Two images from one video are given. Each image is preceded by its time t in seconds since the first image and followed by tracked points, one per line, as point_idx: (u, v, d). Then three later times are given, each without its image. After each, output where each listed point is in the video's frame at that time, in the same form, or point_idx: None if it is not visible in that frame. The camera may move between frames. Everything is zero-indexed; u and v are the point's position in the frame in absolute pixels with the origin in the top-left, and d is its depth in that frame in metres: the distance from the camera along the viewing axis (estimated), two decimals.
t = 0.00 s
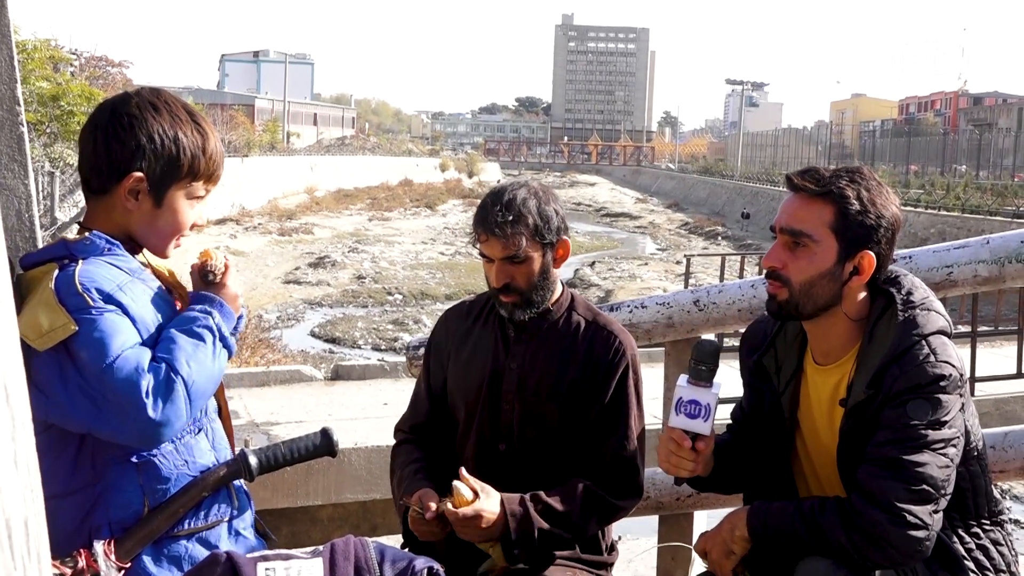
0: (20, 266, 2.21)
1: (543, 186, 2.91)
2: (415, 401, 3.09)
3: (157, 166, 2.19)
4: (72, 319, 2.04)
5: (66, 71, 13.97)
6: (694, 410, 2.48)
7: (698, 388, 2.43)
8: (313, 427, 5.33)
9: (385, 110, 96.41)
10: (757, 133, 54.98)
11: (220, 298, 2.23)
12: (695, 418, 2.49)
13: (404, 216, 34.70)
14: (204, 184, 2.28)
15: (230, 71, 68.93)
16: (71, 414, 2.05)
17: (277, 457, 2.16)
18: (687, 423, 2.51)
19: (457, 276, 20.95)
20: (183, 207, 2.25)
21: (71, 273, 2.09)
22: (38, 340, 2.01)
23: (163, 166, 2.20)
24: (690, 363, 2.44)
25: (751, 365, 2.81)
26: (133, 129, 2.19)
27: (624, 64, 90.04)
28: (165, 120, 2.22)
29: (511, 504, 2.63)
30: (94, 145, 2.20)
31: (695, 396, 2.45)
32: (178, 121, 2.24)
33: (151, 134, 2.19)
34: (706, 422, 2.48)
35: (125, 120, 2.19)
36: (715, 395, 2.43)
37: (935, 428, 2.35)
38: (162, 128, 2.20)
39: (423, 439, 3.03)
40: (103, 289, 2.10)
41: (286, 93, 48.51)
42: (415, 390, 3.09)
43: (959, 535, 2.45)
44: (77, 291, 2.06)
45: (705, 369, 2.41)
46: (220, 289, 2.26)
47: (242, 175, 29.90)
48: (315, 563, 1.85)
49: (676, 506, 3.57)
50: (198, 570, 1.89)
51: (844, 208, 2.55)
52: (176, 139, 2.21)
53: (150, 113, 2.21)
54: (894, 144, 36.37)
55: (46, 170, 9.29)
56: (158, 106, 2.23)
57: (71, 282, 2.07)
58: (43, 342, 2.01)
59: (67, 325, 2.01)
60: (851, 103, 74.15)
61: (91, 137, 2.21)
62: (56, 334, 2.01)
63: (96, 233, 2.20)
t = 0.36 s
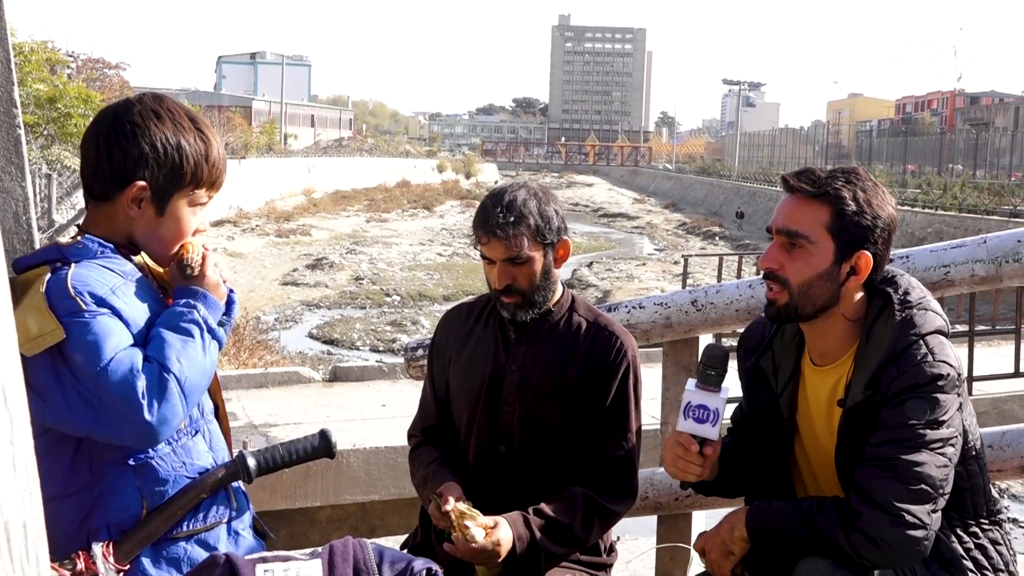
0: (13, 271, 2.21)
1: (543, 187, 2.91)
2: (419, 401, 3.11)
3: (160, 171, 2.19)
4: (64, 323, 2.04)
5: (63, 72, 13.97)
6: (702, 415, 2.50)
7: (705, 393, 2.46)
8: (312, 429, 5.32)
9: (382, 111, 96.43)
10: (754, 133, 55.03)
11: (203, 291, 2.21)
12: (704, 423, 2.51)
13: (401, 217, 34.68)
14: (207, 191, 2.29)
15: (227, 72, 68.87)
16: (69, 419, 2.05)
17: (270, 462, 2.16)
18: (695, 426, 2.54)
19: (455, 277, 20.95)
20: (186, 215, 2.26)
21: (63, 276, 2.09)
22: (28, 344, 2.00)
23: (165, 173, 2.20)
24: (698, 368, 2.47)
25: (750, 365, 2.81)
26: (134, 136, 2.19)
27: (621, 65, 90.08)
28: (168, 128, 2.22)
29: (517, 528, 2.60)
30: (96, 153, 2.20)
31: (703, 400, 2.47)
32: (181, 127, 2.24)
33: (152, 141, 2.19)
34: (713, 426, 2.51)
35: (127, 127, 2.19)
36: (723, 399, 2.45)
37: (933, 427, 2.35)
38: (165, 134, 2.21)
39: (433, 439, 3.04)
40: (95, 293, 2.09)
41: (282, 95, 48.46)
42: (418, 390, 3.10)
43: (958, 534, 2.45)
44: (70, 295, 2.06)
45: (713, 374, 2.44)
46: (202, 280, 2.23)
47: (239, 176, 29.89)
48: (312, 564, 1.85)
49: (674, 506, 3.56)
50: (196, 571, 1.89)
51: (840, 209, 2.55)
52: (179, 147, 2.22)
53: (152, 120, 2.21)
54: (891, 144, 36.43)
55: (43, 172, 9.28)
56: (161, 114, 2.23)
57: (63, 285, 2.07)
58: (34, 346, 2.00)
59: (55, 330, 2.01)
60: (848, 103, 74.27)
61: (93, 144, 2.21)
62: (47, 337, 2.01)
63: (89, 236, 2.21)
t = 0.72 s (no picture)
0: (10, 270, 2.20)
1: (544, 188, 2.92)
2: (419, 398, 3.11)
3: (158, 173, 2.19)
4: (62, 324, 2.04)
5: (61, 74, 13.97)
6: (695, 415, 2.50)
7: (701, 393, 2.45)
8: (311, 429, 5.33)
9: (380, 112, 96.40)
10: (752, 133, 55.12)
11: (207, 294, 2.23)
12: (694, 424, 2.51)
13: (399, 218, 34.69)
14: (204, 195, 2.29)
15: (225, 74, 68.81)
16: (68, 421, 2.05)
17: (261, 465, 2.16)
18: (688, 428, 2.52)
19: (454, 278, 20.99)
20: (183, 218, 2.26)
21: (62, 277, 2.09)
22: (25, 345, 2.00)
23: (163, 175, 2.20)
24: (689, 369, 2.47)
25: (747, 366, 2.81)
26: (131, 137, 2.19)
27: (619, 65, 90.22)
28: (166, 129, 2.22)
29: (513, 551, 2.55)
30: (95, 154, 2.20)
31: (695, 400, 2.47)
32: (179, 129, 2.24)
33: (150, 143, 2.19)
34: (707, 428, 2.50)
35: (125, 128, 2.20)
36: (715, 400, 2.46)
37: (930, 426, 2.36)
38: (163, 136, 2.21)
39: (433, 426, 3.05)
40: (93, 294, 2.10)
41: (280, 96, 48.48)
42: (418, 388, 3.11)
43: (954, 532, 2.46)
44: (68, 296, 2.06)
45: (705, 375, 2.44)
46: (214, 289, 2.25)
47: (237, 178, 29.89)
48: (312, 563, 1.85)
49: (672, 506, 3.57)
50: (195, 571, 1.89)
51: (835, 210, 2.56)
52: (177, 148, 2.22)
53: (151, 122, 2.21)
54: (889, 143, 36.49)
55: (41, 174, 9.29)
56: (160, 115, 2.23)
57: (61, 287, 2.07)
58: (31, 347, 2.00)
59: (53, 331, 2.01)
60: (846, 103, 74.45)
61: (91, 145, 2.21)
62: (44, 339, 2.01)
63: (87, 237, 2.21)
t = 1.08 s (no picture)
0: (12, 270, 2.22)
1: (544, 189, 2.92)
2: (417, 399, 3.11)
3: (155, 177, 2.20)
4: (64, 322, 2.05)
5: (59, 74, 13.98)
6: (536, 371, 2.27)
7: (531, 352, 2.22)
8: (310, 430, 5.33)
9: (378, 113, 96.42)
10: (750, 133, 55.15)
11: (221, 305, 2.27)
12: (542, 377, 2.29)
13: (398, 218, 34.68)
14: (199, 201, 2.29)
15: (223, 75, 68.80)
16: (69, 418, 2.06)
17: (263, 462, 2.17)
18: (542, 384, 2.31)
19: (453, 278, 21.00)
20: (178, 221, 2.26)
21: (63, 275, 2.10)
22: (27, 342, 2.00)
23: (161, 180, 2.20)
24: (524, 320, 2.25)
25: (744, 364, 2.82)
26: (129, 141, 2.20)
27: (618, 65, 90.26)
28: (163, 132, 2.22)
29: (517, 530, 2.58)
30: (93, 156, 2.21)
31: (526, 359, 2.24)
32: (176, 133, 2.24)
33: (148, 145, 2.20)
34: (559, 373, 2.28)
35: (124, 130, 2.21)
36: (547, 349, 2.22)
37: (929, 425, 2.37)
38: (160, 139, 2.21)
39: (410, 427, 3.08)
40: (95, 293, 2.10)
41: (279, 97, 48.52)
42: (414, 389, 3.11)
43: (953, 530, 2.46)
44: (69, 294, 2.07)
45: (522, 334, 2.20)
46: (224, 298, 2.30)
47: (236, 179, 29.90)
48: (313, 562, 1.86)
49: (672, 505, 3.56)
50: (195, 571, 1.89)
51: (836, 210, 2.56)
52: (173, 152, 2.22)
53: (148, 126, 2.22)
54: (888, 143, 36.51)
55: (41, 174, 9.30)
56: (158, 118, 2.24)
57: (62, 285, 2.08)
58: (32, 346, 2.00)
59: (54, 330, 2.02)
60: (845, 102, 74.51)
61: (90, 146, 2.22)
62: (46, 337, 2.01)
63: (88, 236, 2.22)
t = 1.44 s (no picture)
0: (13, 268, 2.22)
1: (527, 190, 2.94)
2: (409, 405, 3.11)
3: (166, 180, 2.21)
4: (69, 320, 2.04)
5: (57, 74, 13.96)
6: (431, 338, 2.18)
7: (419, 319, 2.13)
8: (309, 430, 5.33)
9: (377, 113, 96.35)
10: (749, 134, 55.19)
11: (204, 295, 2.22)
12: (443, 339, 2.19)
13: (396, 218, 34.65)
14: (210, 201, 2.31)
15: (221, 74, 68.63)
16: (70, 417, 2.06)
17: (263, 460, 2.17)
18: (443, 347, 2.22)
19: (451, 278, 21.01)
20: (189, 222, 2.27)
21: (65, 274, 2.10)
22: (32, 339, 2.00)
23: (171, 183, 2.22)
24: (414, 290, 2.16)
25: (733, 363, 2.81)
26: (138, 145, 2.21)
27: (616, 66, 90.31)
28: (172, 136, 2.24)
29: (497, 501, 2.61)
30: (102, 161, 2.22)
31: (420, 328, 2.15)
32: (184, 136, 2.26)
33: (157, 149, 2.21)
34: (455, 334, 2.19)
35: (133, 135, 2.22)
36: (433, 315, 2.13)
37: (922, 428, 2.37)
38: (169, 143, 2.23)
39: (413, 441, 3.04)
40: (99, 291, 2.10)
41: (277, 97, 48.48)
42: (407, 396, 3.11)
43: (947, 531, 2.47)
44: (74, 292, 2.06)
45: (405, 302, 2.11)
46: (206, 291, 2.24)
47: (234, 179, 29.88)
48: (313, 563, 1.86)
49: (671, 506, 3.55)
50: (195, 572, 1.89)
51: (825, 212, 2.57)
52: (183, 155, 2.24)
53: (157, 129, 2.23)
54: (886, 143, 36.56)
55: (40, 174, 9.29)
56: (166, 122, 2.25)
57: (66, 283, 2.08)
58: (37, 343, 2.00)
59: (58, 327, 2.01)
60: (842, 102, 74.60)
61: (99, 152, 2.23)
62: (48, 335, 2.01)
63: (93, 235, 2.22)
